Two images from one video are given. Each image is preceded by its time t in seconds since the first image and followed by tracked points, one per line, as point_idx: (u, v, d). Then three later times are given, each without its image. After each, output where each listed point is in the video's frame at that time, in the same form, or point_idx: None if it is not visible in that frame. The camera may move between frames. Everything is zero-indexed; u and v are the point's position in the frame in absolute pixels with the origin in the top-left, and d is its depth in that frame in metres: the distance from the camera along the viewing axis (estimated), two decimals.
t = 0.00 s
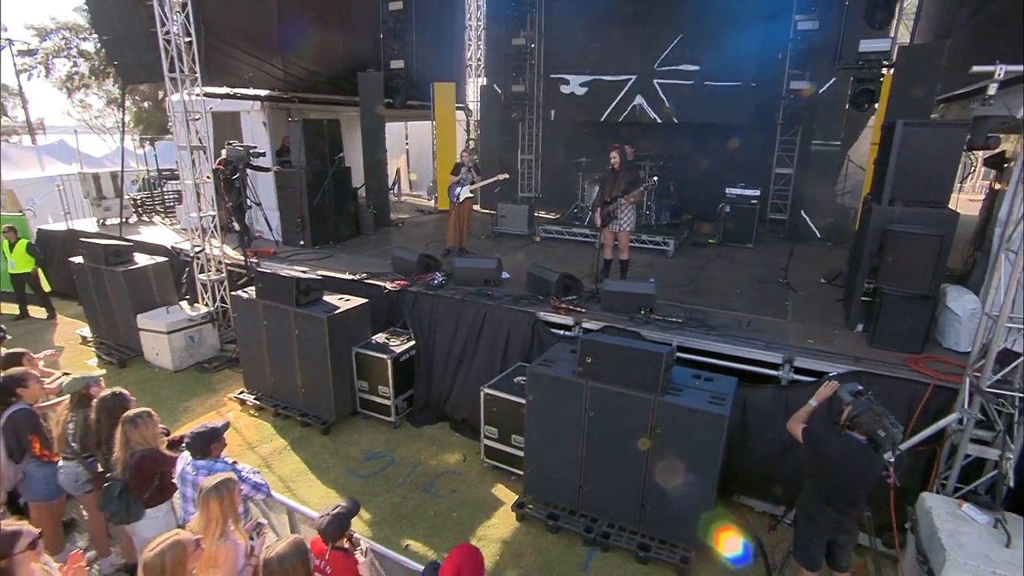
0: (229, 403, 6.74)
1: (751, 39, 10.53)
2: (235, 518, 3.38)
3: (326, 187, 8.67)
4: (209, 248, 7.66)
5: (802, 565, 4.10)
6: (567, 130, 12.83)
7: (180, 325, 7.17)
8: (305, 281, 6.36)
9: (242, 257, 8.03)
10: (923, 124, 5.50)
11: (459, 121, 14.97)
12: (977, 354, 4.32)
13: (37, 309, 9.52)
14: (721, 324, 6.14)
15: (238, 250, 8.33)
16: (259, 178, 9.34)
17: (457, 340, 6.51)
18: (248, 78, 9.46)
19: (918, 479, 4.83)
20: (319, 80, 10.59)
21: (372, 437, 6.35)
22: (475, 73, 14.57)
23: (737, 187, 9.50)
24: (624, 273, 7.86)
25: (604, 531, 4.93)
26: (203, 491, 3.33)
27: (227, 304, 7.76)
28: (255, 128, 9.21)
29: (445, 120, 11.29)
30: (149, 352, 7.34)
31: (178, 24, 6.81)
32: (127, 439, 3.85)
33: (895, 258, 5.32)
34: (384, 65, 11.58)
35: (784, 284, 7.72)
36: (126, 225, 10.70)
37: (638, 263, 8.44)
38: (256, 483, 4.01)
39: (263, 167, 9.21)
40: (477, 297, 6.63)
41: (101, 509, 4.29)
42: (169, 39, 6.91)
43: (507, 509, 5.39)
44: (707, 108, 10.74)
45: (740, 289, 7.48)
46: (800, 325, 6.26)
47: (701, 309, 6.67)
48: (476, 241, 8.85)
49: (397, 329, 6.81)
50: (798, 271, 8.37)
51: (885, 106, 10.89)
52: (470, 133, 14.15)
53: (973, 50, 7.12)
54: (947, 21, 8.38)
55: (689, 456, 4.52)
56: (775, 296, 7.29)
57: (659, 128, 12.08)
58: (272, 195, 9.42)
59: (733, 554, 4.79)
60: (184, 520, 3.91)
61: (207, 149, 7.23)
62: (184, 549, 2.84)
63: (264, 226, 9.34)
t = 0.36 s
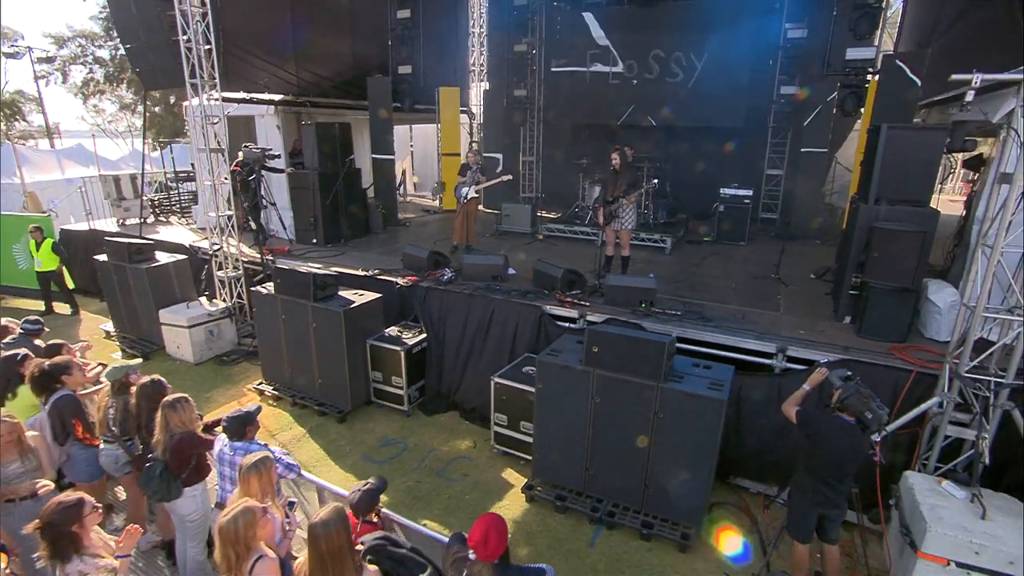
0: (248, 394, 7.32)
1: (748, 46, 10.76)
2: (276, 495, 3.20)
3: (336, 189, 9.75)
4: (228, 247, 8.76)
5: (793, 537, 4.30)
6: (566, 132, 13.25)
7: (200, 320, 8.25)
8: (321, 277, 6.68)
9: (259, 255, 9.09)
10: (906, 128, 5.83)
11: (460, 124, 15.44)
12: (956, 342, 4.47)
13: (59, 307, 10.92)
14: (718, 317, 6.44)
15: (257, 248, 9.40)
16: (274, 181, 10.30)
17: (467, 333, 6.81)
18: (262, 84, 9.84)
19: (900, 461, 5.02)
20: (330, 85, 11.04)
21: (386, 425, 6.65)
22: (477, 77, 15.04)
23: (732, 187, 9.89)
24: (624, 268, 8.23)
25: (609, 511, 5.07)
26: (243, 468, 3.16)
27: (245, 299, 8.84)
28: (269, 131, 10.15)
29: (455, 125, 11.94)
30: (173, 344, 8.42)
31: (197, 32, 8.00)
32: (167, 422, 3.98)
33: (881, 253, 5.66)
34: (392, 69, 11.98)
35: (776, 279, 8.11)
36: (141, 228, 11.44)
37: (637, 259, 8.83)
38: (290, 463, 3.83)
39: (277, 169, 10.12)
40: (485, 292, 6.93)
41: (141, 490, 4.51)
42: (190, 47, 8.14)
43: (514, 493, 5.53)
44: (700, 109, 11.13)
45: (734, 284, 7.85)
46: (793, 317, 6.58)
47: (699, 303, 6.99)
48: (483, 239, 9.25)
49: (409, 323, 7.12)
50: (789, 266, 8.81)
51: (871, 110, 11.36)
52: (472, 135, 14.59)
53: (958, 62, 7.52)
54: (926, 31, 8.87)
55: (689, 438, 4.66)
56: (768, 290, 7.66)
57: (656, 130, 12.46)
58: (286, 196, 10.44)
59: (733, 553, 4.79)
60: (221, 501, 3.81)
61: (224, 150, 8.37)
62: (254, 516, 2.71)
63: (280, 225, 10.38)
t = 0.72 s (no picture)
0: (261, 386, 7.48)
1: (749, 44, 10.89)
2: (305, 475, 3.31)
3: (344, 185, 9.94)
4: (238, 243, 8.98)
5: (797, 520, 4.46)
6: (569, 129, 13.41)
7: (212, 314, 8.42)
8: (333, 271, 6.84)
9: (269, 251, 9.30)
10: (905, 124, 5.99)
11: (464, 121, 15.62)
12: (952, 332, 4.63)
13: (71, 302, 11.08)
14: (722, 309, 6.60)
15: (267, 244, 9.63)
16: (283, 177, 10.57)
17: (476, 326, 6.97)
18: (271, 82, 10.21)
19: (899, 447, 5.18)
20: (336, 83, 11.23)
21: (397, 416, 6.82)
22: (480, 75, 15.22)
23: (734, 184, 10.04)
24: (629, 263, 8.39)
25: (617, 497, 5.23)
26: (273, 450, 3.28)
27: (254, 295, 9.03)
28: (277, 128, 10.62)
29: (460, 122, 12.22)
30: (185, 337, 8.58)
31: (210, 33, 8.24)
32: (195, 409, 4.06)
33: (881, 246, 5.82)
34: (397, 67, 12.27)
35: (777, 273, 8.28)
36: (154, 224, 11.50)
37: (641, 253, 9.01)
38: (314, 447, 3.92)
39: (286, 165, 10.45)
40: (494, 285, 7.08)
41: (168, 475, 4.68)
42: (201, 46, 8.34)
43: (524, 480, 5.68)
44: (701, 107, 11.22)
45: (737, 277, 8.03)
46: (794, 309, 6.75)
47: (702, 296, 7.16)
48: (489, 235, 9.43)
49: (419, 316, 7.28)
50: (791, 260, 8.97)
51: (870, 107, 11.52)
52: (475, 132, 14.75)
53: (957, 62, 7.67)
54: (926, 30, 9.02)
55: (696, 425, 4.82)
56: (770, 283, 7.83)
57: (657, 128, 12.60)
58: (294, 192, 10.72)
59: (733, 554, 4.74)
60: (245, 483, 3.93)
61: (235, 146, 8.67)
62: (293, 500, 2.70)
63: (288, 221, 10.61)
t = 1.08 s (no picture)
0: (274, 378, 7.63)
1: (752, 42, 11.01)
2: (333, 456, 3.45)
3: (353, 182, 10.10)
4: (249, 238, 9.12)
5: (800, 503, 4.62)
6: (573, 126, 13.55)
7: (224, 308, 8.58)
8: (346, 265, 7.00)
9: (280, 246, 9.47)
10: (905, 121, 6.14)
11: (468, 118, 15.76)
12: (951, 322, 4.78)
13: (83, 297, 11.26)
14: (726, 302, 6.76)
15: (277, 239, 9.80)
16: (292, 173, 10.74)
17: (486, 319, 7.12)
18: (280, 80, 10.40)
19: (899, 435, 5.33)
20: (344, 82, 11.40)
21: (409, 407, 6.98)
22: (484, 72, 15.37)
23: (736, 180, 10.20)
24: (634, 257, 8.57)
25: (626, 483, 5.39)
26: (302, 432, 3.42)
27: (265, 289, 9.18)
28: (286, 125, 10.78)
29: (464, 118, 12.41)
30: (198, 331, 8.74)
31: (221, 31, 8.38)
32: (220, 395, 4.19)
33: (883, 240, 5.98)
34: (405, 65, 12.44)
35: (779, 267, 8.44)
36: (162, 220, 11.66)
37: (646, 248, 9.17)
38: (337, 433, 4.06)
39: (294, 161, 10.63)
40: (503, 279, 7.23)
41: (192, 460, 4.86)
42: (214, 44, 8.49)
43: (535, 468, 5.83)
44: (703, 105, 11.39)
45: (740, 271, 8.19)
46: (797, 302, 6.91)
47: (706, 289, 7.33)
48: (496, 231, 9.60)
49: (430, 310, 7.44)
50: (792, 255, 9.14)
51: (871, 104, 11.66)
52: (480, 129, 14.92)
53: (957, 60, 7.81)
54: (927, 29, 9.15)
55: (703, 412, 4.98)
56: (772, 277, 7.99)
57: (660, 125, 12.75)
58: (303, 188, 10.90)
59: (733, 554, 4.72)
60: (270, 467, 4.05)
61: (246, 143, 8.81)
62: (324, 475, 2.82)
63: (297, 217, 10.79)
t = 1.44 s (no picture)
0: (285, 371, 7.79)
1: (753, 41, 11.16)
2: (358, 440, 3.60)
3: (360, 179, 10.25)
4: (258, 235, 9.26)
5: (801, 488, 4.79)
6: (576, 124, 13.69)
7: (234, 303, 8.73)
8: (356, 260, 7.16)
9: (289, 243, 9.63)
10: (903, 119, 6.30)
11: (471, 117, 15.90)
12: (946, 314, 4.94)
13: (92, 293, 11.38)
14: (728, 295, 6.93)
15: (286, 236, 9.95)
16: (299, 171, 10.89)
17: (494, 312, 7.28)
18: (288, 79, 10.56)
19: (897, 423, 5.51)
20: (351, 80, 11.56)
21: (419, 399, 7.14)
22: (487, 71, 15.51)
23: (738, 177, 10.35)
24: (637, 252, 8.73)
25: (632, 471, 5.56)
26: (328, 417, 3.57)
27: (273, 285, 9.32)
28: (293, 123, 10.95)
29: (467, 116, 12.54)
30: (208, 326, 8.89)
31: (231, 30, 8.52)
32: (244, 383, 4.34)
33: (881, 235, 6.14)
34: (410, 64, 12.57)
35: (780, 263, 8.60)
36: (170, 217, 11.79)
37: (649, 244, 9.33)
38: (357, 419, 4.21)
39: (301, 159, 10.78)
40: (510, 274, 7.39)
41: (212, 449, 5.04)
42: (224, 43, 8.63)
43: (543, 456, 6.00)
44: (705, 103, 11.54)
45: (742, 266, 8.36)
46: (798, 296, 7.08)
47: (709, 283, 7.49)
48: (501, 227, 9.76)
49: (438, 304, 7.60)
50: (792, 251, 9.31)
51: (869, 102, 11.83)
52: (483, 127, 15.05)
53: (954, 59, 7.98)
54: (924, 28, 9.31)
55: (707, 401, 5.15)
56: (773, 272, 8.15)
57: (661, 123, 12.91)
58: (310, 186, 11.06)
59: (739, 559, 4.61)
60: (292, 453, 4.20)
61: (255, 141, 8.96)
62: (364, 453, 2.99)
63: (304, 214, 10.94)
